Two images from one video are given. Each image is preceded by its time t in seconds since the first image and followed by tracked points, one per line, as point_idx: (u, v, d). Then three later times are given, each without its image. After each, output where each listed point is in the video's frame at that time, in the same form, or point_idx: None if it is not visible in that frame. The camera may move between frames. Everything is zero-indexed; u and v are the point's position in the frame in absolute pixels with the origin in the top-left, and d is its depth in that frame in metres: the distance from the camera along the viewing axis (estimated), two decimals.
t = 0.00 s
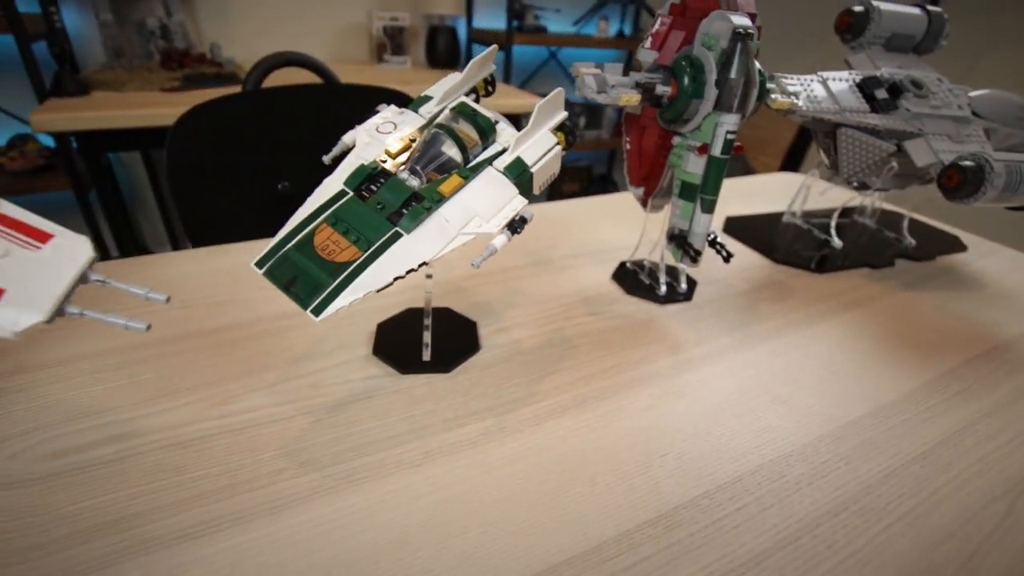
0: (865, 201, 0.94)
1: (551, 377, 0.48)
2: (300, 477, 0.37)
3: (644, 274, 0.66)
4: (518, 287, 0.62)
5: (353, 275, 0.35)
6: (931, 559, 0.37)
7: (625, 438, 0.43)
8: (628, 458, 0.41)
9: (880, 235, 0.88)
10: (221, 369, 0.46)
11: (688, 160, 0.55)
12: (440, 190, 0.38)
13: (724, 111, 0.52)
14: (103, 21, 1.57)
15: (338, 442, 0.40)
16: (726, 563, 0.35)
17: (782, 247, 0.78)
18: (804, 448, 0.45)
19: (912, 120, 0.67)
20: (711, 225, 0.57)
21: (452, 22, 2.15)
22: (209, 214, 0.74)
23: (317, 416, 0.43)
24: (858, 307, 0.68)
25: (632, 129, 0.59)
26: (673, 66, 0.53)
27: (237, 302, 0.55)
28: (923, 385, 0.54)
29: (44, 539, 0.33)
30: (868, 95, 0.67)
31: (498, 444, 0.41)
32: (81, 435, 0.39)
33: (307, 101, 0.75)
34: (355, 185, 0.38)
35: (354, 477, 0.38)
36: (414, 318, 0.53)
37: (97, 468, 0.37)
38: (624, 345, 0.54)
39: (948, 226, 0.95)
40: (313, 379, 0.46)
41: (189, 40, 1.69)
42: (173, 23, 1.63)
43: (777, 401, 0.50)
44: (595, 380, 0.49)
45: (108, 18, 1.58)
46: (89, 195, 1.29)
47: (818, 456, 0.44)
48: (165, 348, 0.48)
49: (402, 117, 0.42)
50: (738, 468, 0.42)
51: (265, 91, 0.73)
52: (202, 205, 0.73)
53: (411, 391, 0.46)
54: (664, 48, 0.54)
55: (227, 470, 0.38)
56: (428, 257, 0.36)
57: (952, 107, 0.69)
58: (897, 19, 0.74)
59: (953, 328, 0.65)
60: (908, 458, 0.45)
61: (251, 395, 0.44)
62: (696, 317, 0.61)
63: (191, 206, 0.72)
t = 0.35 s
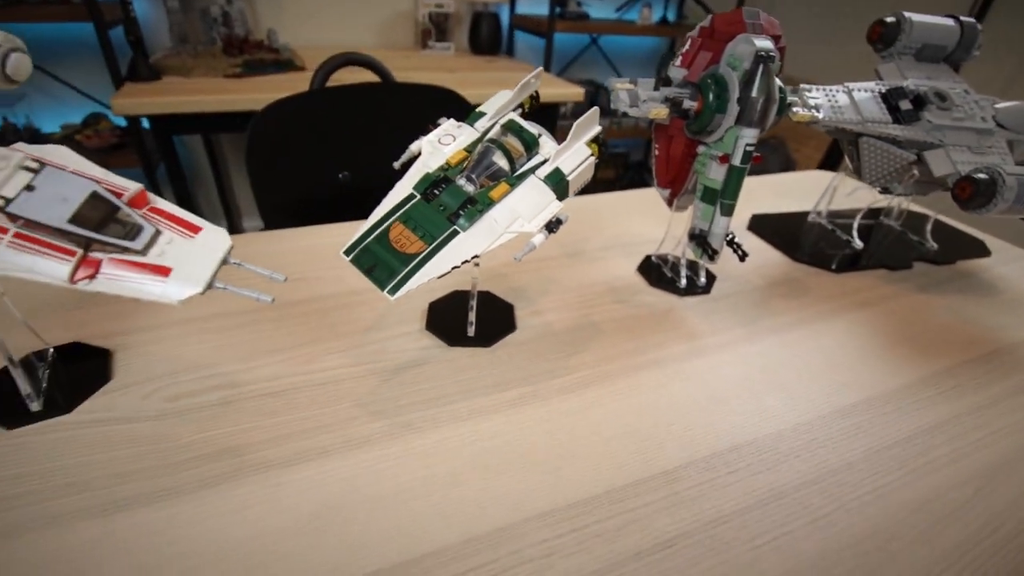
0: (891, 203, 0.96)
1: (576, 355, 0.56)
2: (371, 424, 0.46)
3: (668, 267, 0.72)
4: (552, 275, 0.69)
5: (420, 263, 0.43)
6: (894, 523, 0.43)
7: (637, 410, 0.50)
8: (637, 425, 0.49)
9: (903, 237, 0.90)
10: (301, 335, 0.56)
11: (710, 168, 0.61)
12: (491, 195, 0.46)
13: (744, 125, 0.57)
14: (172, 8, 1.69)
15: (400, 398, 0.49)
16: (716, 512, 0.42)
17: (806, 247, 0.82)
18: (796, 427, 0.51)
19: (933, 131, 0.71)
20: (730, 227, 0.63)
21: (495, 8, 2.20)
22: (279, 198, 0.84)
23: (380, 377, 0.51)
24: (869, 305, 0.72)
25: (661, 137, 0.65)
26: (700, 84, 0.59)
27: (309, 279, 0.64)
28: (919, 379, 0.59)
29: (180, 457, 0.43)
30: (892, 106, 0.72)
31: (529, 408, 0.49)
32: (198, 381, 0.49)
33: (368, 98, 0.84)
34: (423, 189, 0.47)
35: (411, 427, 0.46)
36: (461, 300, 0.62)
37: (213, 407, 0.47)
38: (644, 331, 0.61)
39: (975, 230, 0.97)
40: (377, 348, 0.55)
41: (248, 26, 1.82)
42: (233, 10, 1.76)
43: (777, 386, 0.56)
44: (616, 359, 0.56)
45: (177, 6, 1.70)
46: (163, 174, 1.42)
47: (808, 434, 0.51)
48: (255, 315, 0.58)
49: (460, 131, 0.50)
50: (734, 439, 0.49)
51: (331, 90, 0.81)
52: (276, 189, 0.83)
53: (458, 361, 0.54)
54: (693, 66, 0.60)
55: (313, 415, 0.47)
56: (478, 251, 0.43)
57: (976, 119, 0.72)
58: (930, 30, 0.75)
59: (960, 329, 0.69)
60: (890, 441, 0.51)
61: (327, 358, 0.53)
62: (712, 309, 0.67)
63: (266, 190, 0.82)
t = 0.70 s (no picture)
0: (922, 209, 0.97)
1: (604, 342, 0.61)
2: (421, 392, 0.53)
3: (695, 265, 0.77)
4: (584, 268, 0.74)
5: (472, 252, 0.50)
6: (889, 505, 0.47)
7: (657, 393, 0.55)
8: (656, 406, 0.54)
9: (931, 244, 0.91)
10: (358, 313, 0.62)
11: (738, 173, 0.65)
12: (535, 194, 0.52)
13: (773, 134, 0.61)
14: None
15: (445, 371, 0.55)
16: (725, 485, 0.47)
17: (834, 250, 0.85)
18: (806, 416, 0.56)
19: (962, 142, 0.73)
20: (755, 228, 0.67)
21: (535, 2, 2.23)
22: (336, 187, 0.92)
23: (428, 353, 0.58)
24: (889, 309, 0.75)
25: (693, 142, 0.69)
26: (732, 94, 0.63)
27: (364, 263, 0.71)
28: (930, 380, 0.63)
29: (260, 411, 0.50)
30: (922, 117, 0.74)
31: (559, 386, 0.55)
32: (272, 348, 0.57)
33: (418, 96, 0.92)
34: (475, 187, 0.53)
35: (456, 397, 0.53)
36: (500, 287, 0.68)
37: (284, 371, 0.54)
38: (668, 323, 0.66)
39: (1007, 240, 0.97)
40: (425, 327, 0.61)
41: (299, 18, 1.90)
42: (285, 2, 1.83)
43: (791, 379, 0.60)
44: (642, 348, 0.61)
45: None
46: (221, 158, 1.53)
47: (816, 423, 0.55)
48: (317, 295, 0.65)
49: (507, 134, 0.55)
50: (745, 423, 0.54)
51: (386, 88, 0.89)
52: (334, 180, 0.91)
53: (497, 342, 0.60)
54: (726, 77, 0.64)
55: (370, 382, 0.54)
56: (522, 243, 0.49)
57: (1007, 131, 0.73)
58: (967, 42, 0.77)
59: (978, 335, 0.72)
60: (894, 434, 0.55)
61: (382, 333, 0.60)
62: (735, 305, 0.72)
63: (326, 181, 0.90)
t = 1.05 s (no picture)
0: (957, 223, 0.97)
1: (633, 344, 0.65)
2: (464, 382, 0.58)
3: (723, 273, 0.80)
4: (616, 273, 0.78)
5: (515, 257, 0.55)
6: (901, 506, 0.50)
7: (682, 394, 0.59)
8: (681, 406, 0.58)
9: (963, 259, 0.91)
10: (406, 309, 0.68)
11: (769, 188, 0.69)
12: (574, 206, 0.56)
13: (803, 151, 0.64)
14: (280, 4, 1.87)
15: (486, 364, 0.60)
16: (741, 480, 0.51)
17: (864, 262, 0.86)
18: (825, 421, 0.59)
19: (995, 160, 0.74)
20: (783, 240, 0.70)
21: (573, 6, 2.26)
22: (385, 188, 0.99)
23: (469, 347, 0.63)
24: (915, 322, 0.77)
25: (726, 156, 0.72)
26: (765, 112, 0.66)
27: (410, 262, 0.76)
28: (951, 393, 0.65)
29: (321, 393, 0.56)
30: (955, 135, 0.76)
31: (590, 383, 0.59)
32: (329, 338, 0.63)
33: (462, 105, 1.00)
34: (519, 197, 0.57)
35: (495, 389, 0.58)
36: (536, 289, 0.72)
37: (342, 359, 0.60)
38: (694, 328, 0.70)
39: None
40: (466, 324, 0.67)
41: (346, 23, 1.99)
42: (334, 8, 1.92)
43: (813, 385, 0.63)
44: (669, 350, 0.65)
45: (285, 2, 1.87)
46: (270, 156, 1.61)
47: (835, 428, 0.58)
48: (368, 290, 0.71)
49: (549, 149, 0.60)
50: (764, 425, 0.57)
51: (434, 98, 0.97)
52: (385, 183, 0.99)
53: (533, 339, 0.65)
54: (759, 97, 0.68)
55: (418, 371, 0.59)
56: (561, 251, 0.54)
57: None
58: (1005, 61, 0.77)
59: (1004, 351, 0.73)
60: (909, 442, 0.57)
61: (427, 328, 0.65)
62: (760, 313, 0.75)
63: (376, 182, 0.97)
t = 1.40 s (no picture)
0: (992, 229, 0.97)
1: (661, 336, 0.68)
2: (500, 367, 0.62)
3: (752, 271, 0.81)
4: (645, 268, 0.81)
5: (552, 251, 0.58)
6: (920, 499, 0.52)
7: (707, 385, 0.62)
8: (707, 397, 0.61)
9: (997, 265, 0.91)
10: (445, 297, 0.72)
11: (801, 189, 0.70)
12: (610, 202, 0.59)
13: (835, 155, 0.65)
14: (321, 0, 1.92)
15: (521, 351, 0.64)
16: (764, 469, 0.54)
17: (895, 265, 0.87)
18: (847, 416, 0.61)
19: None
20: (813, 241, 0.72)
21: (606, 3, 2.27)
22: (423, 182, 1.03)
23: (505, 334, 0.66)
24: (943, 325, 0.78)
25: (758, 157, 0.74)
26: (799, 115, 0.68)
27: (449, 253, 0.80)
28: (976, 395, 0.66)
29: (368, 371, 0.60)
30: (991, 140, 0.75)
31: (620, 372, 0.62)
32: (375, 322, 0.67)
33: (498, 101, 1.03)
34: (558, 193, 0.60)
35: (529, 373, 0.61)
36: (569, 281, 0.75)
37: (386, 341, 0.64)
38: (721, 324, 0.72)
39: None
40: (501, 312, 0.70)
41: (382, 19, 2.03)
42: (371, 4, 1.97)
43: (837, 382, 0.65)
44: (695, 344, 0.68)
45: None
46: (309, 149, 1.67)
47: (857, 423, 0.60)
48: (409, 278, 0.75)
49: (587, 148, 0.62)
50: (787, 418, 0.60)
51: (471, 95, 1.00)
52: (424, 177, 1.03)
53: (565, 329, 0.68)
54: (794, 100, 0.70)
55: (457, 355, 0.63)
56: (597, 244, 0.57)
57: None
58: None
59: None
60: (931, 441, 0.59)
61: (466, 316, 0.69)
62: (787, 311, 0.76)
63: (415, 177, 1.02)
